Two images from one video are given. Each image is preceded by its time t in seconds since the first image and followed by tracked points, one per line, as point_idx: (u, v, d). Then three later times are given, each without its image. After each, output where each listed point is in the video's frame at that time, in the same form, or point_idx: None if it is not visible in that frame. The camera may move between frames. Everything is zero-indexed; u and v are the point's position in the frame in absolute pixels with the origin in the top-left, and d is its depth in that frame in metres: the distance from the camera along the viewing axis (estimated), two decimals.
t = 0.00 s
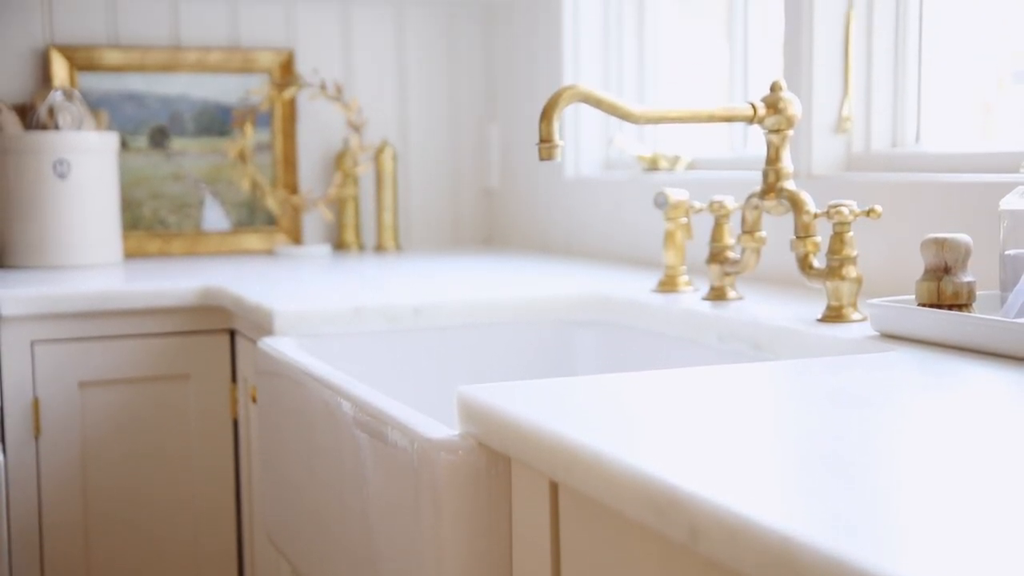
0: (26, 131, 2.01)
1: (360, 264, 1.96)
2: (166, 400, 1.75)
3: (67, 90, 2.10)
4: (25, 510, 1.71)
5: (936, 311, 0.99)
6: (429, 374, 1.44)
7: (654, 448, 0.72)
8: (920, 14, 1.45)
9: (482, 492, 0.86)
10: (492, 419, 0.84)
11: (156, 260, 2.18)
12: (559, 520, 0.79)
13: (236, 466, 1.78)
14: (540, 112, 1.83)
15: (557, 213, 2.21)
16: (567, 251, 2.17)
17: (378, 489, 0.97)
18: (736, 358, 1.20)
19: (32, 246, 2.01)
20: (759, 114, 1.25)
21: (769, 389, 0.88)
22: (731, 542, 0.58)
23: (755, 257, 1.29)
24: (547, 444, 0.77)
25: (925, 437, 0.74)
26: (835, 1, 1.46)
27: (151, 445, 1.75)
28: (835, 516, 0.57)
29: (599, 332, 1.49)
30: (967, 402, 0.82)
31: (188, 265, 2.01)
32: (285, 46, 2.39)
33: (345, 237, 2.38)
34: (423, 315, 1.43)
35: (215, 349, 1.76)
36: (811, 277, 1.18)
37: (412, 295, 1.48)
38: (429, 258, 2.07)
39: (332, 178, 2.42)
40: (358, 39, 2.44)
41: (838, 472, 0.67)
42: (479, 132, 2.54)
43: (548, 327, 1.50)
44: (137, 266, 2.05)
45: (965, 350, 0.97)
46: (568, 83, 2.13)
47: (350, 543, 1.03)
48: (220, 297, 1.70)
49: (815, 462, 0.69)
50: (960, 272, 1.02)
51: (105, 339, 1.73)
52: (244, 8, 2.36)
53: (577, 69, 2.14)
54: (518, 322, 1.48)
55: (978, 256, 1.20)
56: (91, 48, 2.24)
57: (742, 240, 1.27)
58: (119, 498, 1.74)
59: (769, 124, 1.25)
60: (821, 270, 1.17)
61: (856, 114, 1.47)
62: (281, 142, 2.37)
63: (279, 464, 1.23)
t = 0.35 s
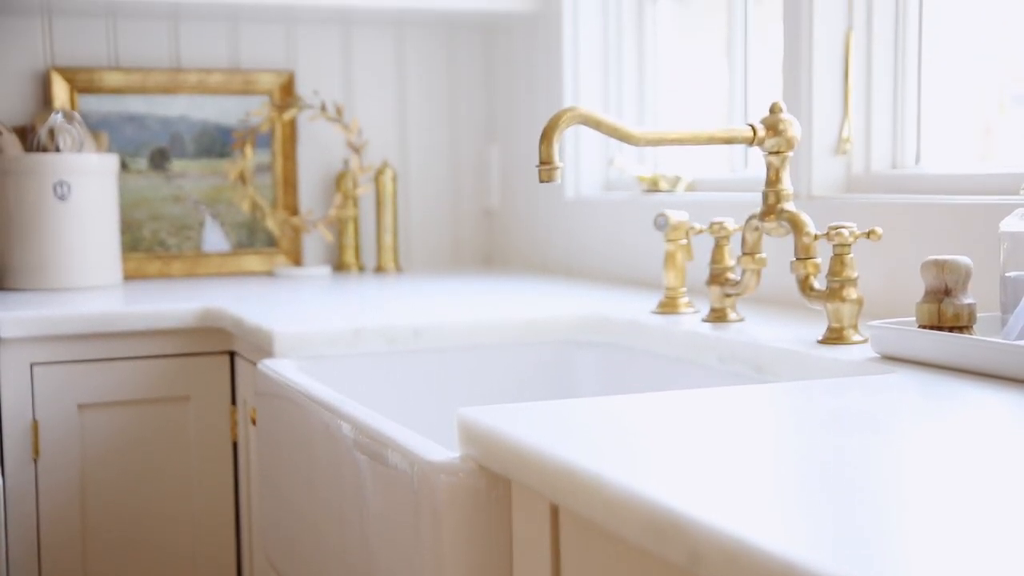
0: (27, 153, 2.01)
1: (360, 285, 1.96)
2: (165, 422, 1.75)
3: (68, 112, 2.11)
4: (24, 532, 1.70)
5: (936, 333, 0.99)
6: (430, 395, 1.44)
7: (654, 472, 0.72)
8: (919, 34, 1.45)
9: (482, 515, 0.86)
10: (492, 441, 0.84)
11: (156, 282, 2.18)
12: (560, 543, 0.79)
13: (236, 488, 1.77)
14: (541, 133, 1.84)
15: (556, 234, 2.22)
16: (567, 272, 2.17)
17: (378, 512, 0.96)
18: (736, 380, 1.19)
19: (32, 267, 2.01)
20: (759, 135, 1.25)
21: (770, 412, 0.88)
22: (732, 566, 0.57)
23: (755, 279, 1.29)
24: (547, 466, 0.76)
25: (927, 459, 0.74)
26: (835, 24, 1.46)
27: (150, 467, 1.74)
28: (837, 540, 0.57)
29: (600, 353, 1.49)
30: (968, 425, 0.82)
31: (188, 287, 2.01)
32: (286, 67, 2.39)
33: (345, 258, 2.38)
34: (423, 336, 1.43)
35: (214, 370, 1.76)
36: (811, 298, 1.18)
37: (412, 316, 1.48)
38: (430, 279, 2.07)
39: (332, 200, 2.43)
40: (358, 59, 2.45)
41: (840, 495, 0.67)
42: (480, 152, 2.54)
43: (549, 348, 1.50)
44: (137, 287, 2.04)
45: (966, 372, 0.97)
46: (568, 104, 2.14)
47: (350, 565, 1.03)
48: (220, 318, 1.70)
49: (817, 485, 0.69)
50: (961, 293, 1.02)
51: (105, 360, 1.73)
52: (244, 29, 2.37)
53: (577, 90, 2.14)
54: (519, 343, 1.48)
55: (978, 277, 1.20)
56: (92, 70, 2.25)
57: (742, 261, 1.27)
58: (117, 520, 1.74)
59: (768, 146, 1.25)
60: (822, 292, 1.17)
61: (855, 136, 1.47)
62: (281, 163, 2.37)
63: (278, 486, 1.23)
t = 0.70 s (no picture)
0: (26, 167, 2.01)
1: (360, 299, 1.96)
2: (164, 438, 1.74)
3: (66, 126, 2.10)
4: (22, 548, 1.70)
5: (938, 348, 0.99)
6: (432, 409, 1.43)
7: (655, 488, 0.71)
8: (920, 50, 1.46)
9: (482, 531, 0.86)
10: (492, 457, 0.83)
11: (155, 296, 2.18)
12: (560, 560, 0.78)
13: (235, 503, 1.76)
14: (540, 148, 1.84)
15: (556, 247, 2.22)
16: (567, 286, 2.17)
17: (379, 529, 0.96)
18: (738, 395, 1.19)
19: (31, 281, 2.01)
20: (759, 149, 1.25)
21: (771, 426, 0.87)
22: None
23: (756, 293, 1.29)
24: (548, 482, 0.76)
25: (929, 475, 0.74)
26: (834, 39, 1.47)
27: (149, 482, 1.74)
28: (839, 557, 0.57)
29: (600, 367, 1.48)
30: (971, 440, 0.82)
31: (187, 301, 2.01)
32: (286, 81, 2.40)
33: (345, 272, 2.38)
34: (423, 350, 1.43)
35: (213, 385, 1.75)
36: (812, 313, 1.18)
37: (412, 330, 1.48)
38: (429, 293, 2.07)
39: (332, 213, 2.43)
40: (358, 73, 2.45)
41: (842, 512, 0.66)
42: (480, 165, 2.54)
43: (549, 363, 1.49)
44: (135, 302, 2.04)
45: (968, 387, 0.96)
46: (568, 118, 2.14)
47: None
48: (219, 333, 1.70)
49: (819, 501, 0.69)
50: (963, 308, 1.02)
51: (104, 375, 1.72)
52: (244, 43, 2.37)
53: (577, 104, 2.14)
54: (519, 357, 1.48)
55: (980, 292, 1.20)
56: (91, 84, 2.25)
57: (743, 275, 1.27)
58: (116, 535, 1.73)
59: (769, 160, 1.25)
60: (823, 306, 1.17)
61: (856, 150, 1.47)
62: (280, 177, 2.37)
63: (277, 501, 1.22)
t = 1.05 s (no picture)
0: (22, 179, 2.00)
1: (358, 311, 1.95)
2: (161, 452, 1.73)
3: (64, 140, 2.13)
4: (17, 563, 1.68)
5: (941, 361, 0.98)
6: (432, 422, 1.43)
7: (656, 502, 0.70)
8: (921, 62, 1.45)
9: (482, 547, 0.85)
10: (492, 471, 0.82)
11: (152, 309, 2.17)
12: None
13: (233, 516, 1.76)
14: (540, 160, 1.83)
15: (556, 258, 2.21)
16: (568, 297, 2.16)
17: (379, 544, 0.95)
18: (739, 408, 1.19)
19: (27, 294, 2.00)
20: (761, 161, 1.24)
21: (774, 440, 0.87)
22: None
23: (757, 305, 1.28)
24: (548, 495, 0.75)
25: (934, 489, 0.73)
26: (836, 50, 1.46)
27: (147, 496, 1.73)
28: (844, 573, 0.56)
29: (600, 380, 1.48)
30: (975, 454, 0.81)
31: (185, 314, 2.00)
32: (285, 92, 2.39)
33: (343, 284, 2.37)
34: (422, 363, 1.43)
35: (211, 398, 1.75)
36: (814, 326, 1.17)
37: (411, 343, 1.48)
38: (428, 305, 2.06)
39: (330, 225, 2.42)
40: (357, 84, 2.44)
41: (846, 525, 0.65)
42: (480, 177, 2.54)
43: (549, 376, 1.49)
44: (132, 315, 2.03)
45: (971, 399, 0.96)
46: (568, 129, 2.14)
47: None
48: (217, 346, 1.69)
49: (823, 515, 0.68)
50: (966, 321, 1.01)
51: (100, 388, 1.71)
52: (242, 54, 2.37)
53: (577, 116, 2.14)
54: (519, 370, 1.47)
55: (982, 304, 1.20)
56: (89, 96, 2.24)
57: (744, 287, 1.27)
58: (112, 549, 1.72)
59: (771, 171, 1.24)
60: (825, 318, 1.16)
61: (858, 161, 1.47)
62: (279, 190, 2.36)
63: (275, 516, 1.21)
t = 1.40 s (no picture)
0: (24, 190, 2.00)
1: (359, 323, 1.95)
2: (162, 463, 1.73)
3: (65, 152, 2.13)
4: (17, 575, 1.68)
5: (942, 374, 0.98)
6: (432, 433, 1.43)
7: (656, 514, 0.70)
8: (919, 75, 1.46)
9: (482, 558, 0.84)
10: (492, 483, 0.82)
11: (153, 320, 2.17)
12: None
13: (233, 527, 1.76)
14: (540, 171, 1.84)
15: (556, 269, 2.21)
16: (568, 308, 2.16)
17: (379, 557, 0.95)
18: (739, 419, 1.19)
19: (28, 306, 2.00)
20: (760, 172, 1.25)
21: (773, 451, 0.87)
22: None
23: (758, 317, 1.29)
24: (547, 506, 0.75)
25: (936, 501, 0.73)
26: (835, 63, 1.46)
27: (147, 507, 1.73)
28: None
29: (600, 392, 1.47)
30: (976, 466, 0.81)
31: (185, 325, 2.00)
32: (285, 104, 2.40)
33: (344, 295, 2.37)
34: (423, 373, 1.44)
35: (211, 409, 1.75)
36: (813, 337, 1.17)
37: (411, 355, 1.48)
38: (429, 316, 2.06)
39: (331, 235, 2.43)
40: (357, 95, 2.45)
41: (846, 537, 0.65)
42: (479, 187, 2.54)
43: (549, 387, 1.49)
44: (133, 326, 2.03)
45: (971, 411, 0.96)
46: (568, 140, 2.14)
47: None
48: (217, 358, 1.69)
49: (824, 527, 0.68)
50: (966, 332, 1.01)
51: (100, 400, 1.71)
52: (243, 66, 2.37)
53: (577, 128, 2.15)
54: (519, 381, 1.47)
55: (982, 316, 1.20)
56: (89, 108, 2.24)
57: (744, 299, 1.27)
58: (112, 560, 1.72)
59: (771, 183, 1.25)
60: (825, 329, 1.16)
61: (858, 173, 1.47)
62: (280, 201, 2.36)
63: (276, 528, 1.21)
